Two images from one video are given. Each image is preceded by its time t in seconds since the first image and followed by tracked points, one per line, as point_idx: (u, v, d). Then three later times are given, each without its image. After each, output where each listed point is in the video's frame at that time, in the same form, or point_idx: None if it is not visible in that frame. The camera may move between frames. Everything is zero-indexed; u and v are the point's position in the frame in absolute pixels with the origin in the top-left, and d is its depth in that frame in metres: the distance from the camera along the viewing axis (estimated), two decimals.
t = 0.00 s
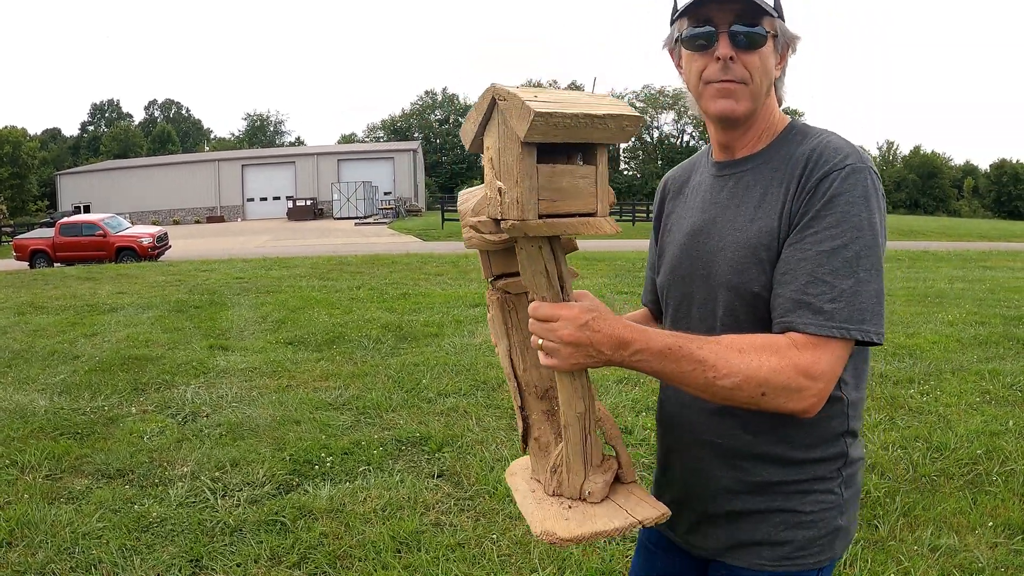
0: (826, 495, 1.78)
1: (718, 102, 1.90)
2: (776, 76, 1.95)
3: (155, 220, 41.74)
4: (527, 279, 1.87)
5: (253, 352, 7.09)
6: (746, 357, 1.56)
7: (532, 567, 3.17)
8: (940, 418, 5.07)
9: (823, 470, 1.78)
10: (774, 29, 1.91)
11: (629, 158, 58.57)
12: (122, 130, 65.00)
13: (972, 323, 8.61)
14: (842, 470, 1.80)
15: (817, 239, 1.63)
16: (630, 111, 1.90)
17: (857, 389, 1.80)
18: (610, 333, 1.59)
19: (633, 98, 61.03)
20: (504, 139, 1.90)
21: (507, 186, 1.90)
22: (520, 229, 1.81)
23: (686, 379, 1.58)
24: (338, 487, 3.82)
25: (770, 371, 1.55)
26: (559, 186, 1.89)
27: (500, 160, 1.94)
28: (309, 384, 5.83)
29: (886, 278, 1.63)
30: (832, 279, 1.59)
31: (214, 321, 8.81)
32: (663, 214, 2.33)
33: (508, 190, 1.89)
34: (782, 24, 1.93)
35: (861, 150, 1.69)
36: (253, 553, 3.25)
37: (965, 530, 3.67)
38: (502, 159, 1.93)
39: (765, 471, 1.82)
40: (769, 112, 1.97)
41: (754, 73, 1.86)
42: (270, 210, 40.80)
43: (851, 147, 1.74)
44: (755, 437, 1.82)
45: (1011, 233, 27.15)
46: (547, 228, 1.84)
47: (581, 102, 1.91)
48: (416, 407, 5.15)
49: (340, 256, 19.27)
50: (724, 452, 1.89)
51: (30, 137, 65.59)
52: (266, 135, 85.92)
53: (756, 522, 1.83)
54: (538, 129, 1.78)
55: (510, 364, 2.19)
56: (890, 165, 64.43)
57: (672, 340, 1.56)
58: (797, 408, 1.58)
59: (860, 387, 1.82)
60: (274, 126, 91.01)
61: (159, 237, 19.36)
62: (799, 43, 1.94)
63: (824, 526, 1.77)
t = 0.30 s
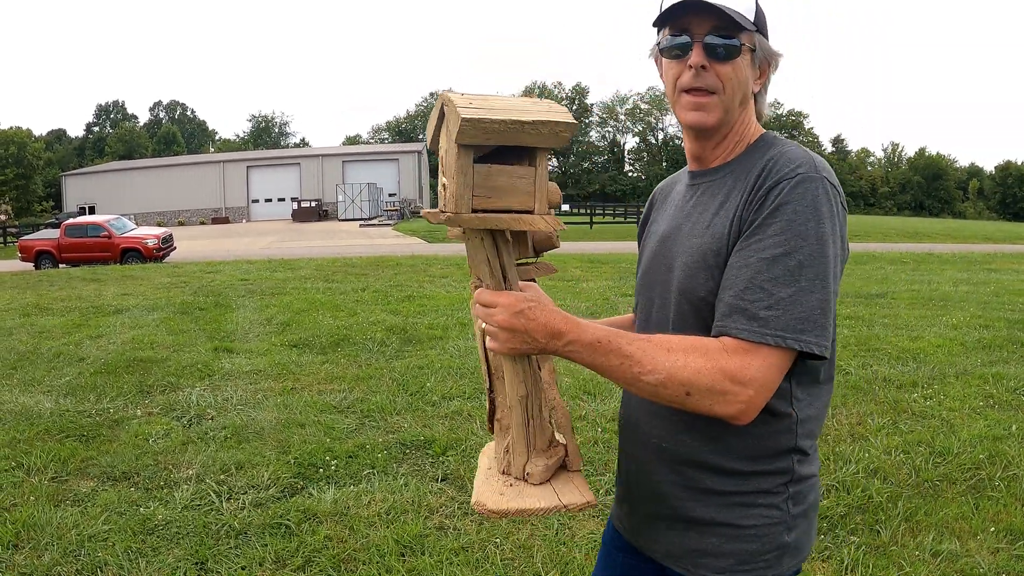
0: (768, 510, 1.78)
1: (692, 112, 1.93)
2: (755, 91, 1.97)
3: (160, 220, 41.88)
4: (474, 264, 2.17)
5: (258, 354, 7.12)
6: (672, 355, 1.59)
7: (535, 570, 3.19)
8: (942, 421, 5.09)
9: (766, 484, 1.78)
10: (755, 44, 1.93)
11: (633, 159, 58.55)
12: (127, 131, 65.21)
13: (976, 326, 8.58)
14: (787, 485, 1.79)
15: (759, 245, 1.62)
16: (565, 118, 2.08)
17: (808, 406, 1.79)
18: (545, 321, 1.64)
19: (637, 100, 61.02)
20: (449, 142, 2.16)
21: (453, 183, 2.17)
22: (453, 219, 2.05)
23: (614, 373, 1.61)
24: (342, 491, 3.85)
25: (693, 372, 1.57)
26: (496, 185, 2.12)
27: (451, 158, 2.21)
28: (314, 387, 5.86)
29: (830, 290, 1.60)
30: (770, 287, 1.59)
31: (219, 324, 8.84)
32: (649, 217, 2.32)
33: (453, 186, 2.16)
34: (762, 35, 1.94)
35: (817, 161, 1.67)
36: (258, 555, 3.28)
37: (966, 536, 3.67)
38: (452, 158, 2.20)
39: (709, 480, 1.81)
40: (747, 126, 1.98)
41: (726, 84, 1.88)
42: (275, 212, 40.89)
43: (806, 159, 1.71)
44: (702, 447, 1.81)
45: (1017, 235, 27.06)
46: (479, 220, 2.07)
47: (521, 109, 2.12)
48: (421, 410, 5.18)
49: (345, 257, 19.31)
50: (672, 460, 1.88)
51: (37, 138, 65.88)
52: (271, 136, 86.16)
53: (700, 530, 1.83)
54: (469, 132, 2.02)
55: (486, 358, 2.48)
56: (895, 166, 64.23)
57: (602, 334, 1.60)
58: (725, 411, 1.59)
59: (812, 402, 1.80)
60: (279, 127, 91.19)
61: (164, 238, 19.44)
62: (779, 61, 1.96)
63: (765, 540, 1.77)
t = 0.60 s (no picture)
0: (697, 496, 1.87)
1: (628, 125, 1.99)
2: (689, 103, 2.02)
3: (167, 220, 42.04)
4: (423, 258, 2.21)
5: (263, 355, 7.14)
6: (601, 346, 1.64)
7: (536, 572, 3.20)
8: (947, 424, 5.07)
9: (695, 472, 1.87)
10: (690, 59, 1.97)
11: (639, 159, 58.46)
12: (134, 131, 65.45)
13: (982, 328, 8.53)
14: (715, 474, 1.89)
15: (681, 247, 1.68)
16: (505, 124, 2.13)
17: (734, 399, 1.88)
18: (487, 310, 1.73)
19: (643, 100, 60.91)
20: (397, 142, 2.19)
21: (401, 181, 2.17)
22: (401, 214, 2.08)
23: (547, 360, 1.68)
24: (345, 492, 3.86)
25: (618, 363, 1.63)
26: (441, 185, 2.14)
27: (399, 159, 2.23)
28: (319, 388, 5.89)
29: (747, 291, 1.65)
30: (689, 286, 1.64)
31: (224, 324, 8.87)
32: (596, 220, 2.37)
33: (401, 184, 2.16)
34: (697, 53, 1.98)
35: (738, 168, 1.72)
36: (261, 556, 3.29)
37: (969, 539, 3.65)
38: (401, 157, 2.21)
39: (642, 467, 1.91)
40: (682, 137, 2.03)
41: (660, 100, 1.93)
42: (281, 212, 40.98)
43: (730, 167, 1.77)
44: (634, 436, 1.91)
45: None
46: (426, 217, 2.09)
47: (466, 114, 2.16)
48: (424, 411, 5.18)
49: (350, 258, 19.35)
50: (608, 448, 1.98)
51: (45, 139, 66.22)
52: (277, 136, 86.36)
53: (635, 514, 1.93)
54: (415, 136, 2.05)
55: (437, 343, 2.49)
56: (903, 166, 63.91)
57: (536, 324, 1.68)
58: (647, 401, 1.65)
59: (737, 397, 1.89)
60: (285, 128, 91.37)
61: (171, 239, 19.53)
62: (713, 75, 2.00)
63: (695, 524, 1.86)
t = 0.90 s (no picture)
0: (670, 487, 1.93)
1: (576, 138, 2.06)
2: (638, 114, 2.06)
3: (174, 220, 42.23)
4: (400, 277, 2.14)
5: (267, 356, 7.17)
6: (577, 349, 1.70)
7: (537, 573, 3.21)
8: (951, 426, 5.06)
9: (666, 464, 1.93)
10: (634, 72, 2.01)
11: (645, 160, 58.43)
12: (141, 132, 65.76)
13: (987, 329, 8.50)
14: (685, 466, 1.95)
15: (645, 248, 1.74)
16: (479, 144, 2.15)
17: (699, 393, 1.96)
18: (466, 322, 1.76)
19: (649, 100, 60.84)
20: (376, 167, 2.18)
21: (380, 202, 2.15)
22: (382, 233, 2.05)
23: (527, 367, 1.73)
24: (347, 492, 3.89)
25: (595, 364, 1.69)
26: (419, 205, 2.13)
27: (378, 183, 2.22)
28: (322, 389, 5.91)
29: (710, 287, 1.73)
30: (656, 285, 1.70)
31: (229, 325, 8.92)
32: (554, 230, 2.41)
33: (379, 205, 2.14)
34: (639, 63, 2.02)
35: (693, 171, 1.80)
36: (263, 556, 3.31)
37: (971, 542, 3.65)
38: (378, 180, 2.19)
39: (614, 463, 1.95)
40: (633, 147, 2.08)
41: (603, 114, 1.99)
42: (287, 212, 41.11)
43: (683, 171, 1.85)
44: (605, 432, 1.95)
45: None
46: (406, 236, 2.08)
47: (441, 137, 2.18)
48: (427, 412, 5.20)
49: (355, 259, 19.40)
50: (580, 446, 2.01)
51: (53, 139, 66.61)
52: (283, 137, 86.64)
53: (611, 510, 1.96)
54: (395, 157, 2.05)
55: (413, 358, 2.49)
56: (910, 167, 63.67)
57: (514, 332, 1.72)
58: (626, 398, 1.71)
59: (701, 392, 1.97)
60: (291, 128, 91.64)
61: (177, 239, 19.62)
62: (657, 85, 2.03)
63: (670, 515, 1.92)
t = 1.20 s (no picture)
0: (667, 485, 1.94)
1: (553, 118, 2.08)
2: (620, 104, 2.05)
3: (177, 221, 42.35)
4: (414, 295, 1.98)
5: (269, 356, 7.19)
6: (605, 358, 1.72)
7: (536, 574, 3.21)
8: (954, 428, 5.03)
9: (663, 462, 1.94)
10: (617, 62, 2.00)
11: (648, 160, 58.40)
12: (145, 133, 65.96)
13: (991, 331, 8.45)
14: (681, 462, 1.96)
15: (653, 250, 1.74)
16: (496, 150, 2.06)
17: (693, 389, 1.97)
18: (489, 338, 1.75)
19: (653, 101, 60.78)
20: (389, 177, 2.05)
21: (393, 213, 2.00)
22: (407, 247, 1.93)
23: (558, 380, 1.74)
24: (348, 493, 3.88)
25: (627, 371, 1.71)
26: (438, 214, 2.03)
27: (388, 193, 2.08)
28: (324, 390, 5.91)
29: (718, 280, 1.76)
30: (670, 286, 1.72)
31: (232, 325, 8.94)
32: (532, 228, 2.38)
33: (393, 217, 1.99)
34: (626, 56, 2.00)
35: (686, 168, 1.81)
36: (262, 556, 3.31)
37: (973, 545, 3.63)
38: (389, 191, 2.04)
39: (610, 463, 1.95)
40: (612, 137, 2.07)
41: (577, 96, 1.99)
42: (291, 213, 41.17)
43: (678, 167, 1.86)
44: (599, 433, 1.95)
45: None
46: (429, 246, 1.97)
47: (455, 142, 2.08)
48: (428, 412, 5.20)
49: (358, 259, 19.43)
50: (573, 449, 2.00)
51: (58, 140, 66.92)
52: (286, 138, 86.83)
53: (609, 512, 1.95)
54: (418, 163, 1.94)
55: (409, 380, 2.31)
56: (914, 167, 63.46)
57: (539, 346, 1.73)
58: (657, 402, 1.74)
59: (695, 387, 1.98)
60: (295, 129, 91.83)
61: (181, 240, 19.67)
62: (642, 79, 2.01)
63: (668, 513, 1.93)
